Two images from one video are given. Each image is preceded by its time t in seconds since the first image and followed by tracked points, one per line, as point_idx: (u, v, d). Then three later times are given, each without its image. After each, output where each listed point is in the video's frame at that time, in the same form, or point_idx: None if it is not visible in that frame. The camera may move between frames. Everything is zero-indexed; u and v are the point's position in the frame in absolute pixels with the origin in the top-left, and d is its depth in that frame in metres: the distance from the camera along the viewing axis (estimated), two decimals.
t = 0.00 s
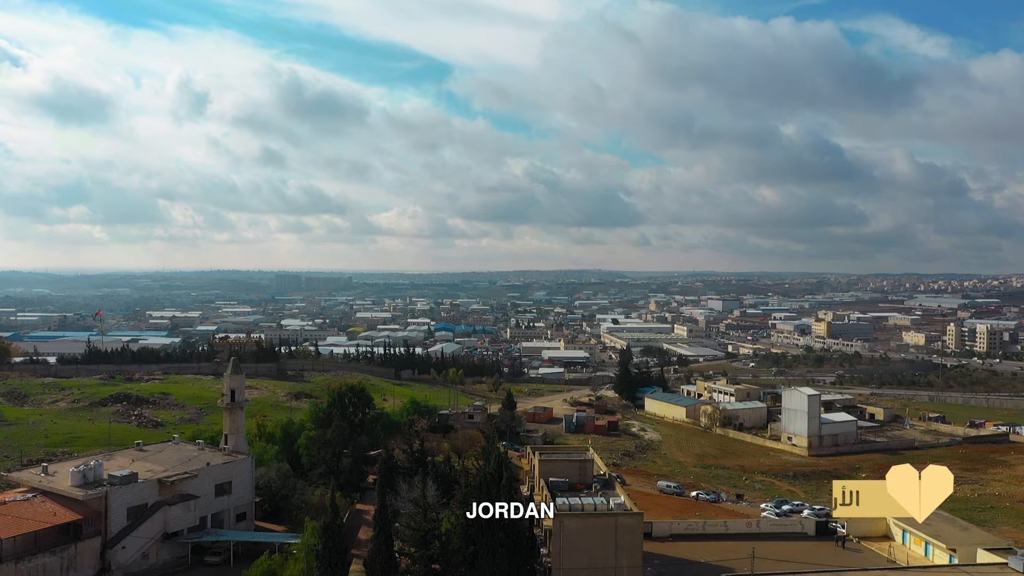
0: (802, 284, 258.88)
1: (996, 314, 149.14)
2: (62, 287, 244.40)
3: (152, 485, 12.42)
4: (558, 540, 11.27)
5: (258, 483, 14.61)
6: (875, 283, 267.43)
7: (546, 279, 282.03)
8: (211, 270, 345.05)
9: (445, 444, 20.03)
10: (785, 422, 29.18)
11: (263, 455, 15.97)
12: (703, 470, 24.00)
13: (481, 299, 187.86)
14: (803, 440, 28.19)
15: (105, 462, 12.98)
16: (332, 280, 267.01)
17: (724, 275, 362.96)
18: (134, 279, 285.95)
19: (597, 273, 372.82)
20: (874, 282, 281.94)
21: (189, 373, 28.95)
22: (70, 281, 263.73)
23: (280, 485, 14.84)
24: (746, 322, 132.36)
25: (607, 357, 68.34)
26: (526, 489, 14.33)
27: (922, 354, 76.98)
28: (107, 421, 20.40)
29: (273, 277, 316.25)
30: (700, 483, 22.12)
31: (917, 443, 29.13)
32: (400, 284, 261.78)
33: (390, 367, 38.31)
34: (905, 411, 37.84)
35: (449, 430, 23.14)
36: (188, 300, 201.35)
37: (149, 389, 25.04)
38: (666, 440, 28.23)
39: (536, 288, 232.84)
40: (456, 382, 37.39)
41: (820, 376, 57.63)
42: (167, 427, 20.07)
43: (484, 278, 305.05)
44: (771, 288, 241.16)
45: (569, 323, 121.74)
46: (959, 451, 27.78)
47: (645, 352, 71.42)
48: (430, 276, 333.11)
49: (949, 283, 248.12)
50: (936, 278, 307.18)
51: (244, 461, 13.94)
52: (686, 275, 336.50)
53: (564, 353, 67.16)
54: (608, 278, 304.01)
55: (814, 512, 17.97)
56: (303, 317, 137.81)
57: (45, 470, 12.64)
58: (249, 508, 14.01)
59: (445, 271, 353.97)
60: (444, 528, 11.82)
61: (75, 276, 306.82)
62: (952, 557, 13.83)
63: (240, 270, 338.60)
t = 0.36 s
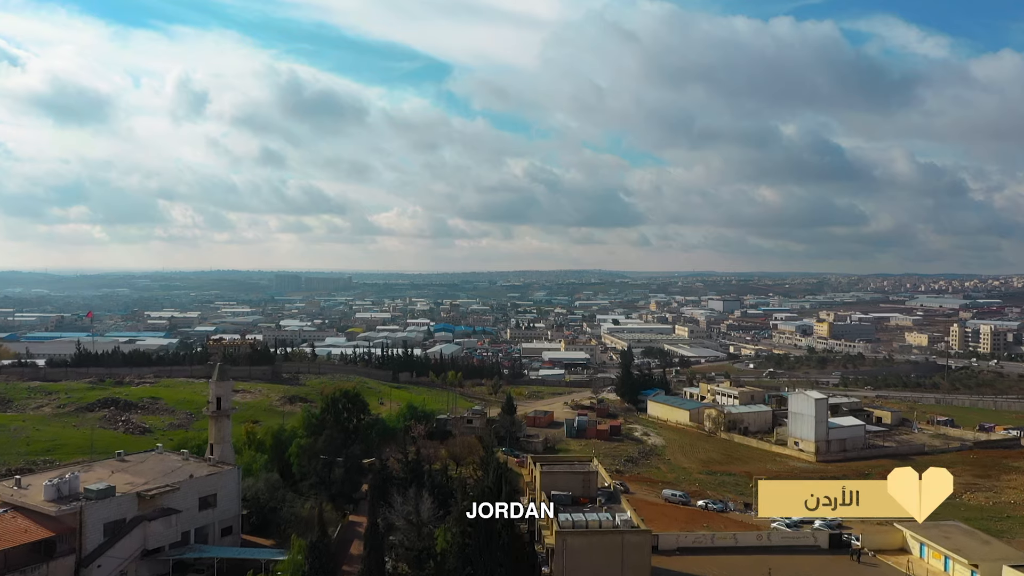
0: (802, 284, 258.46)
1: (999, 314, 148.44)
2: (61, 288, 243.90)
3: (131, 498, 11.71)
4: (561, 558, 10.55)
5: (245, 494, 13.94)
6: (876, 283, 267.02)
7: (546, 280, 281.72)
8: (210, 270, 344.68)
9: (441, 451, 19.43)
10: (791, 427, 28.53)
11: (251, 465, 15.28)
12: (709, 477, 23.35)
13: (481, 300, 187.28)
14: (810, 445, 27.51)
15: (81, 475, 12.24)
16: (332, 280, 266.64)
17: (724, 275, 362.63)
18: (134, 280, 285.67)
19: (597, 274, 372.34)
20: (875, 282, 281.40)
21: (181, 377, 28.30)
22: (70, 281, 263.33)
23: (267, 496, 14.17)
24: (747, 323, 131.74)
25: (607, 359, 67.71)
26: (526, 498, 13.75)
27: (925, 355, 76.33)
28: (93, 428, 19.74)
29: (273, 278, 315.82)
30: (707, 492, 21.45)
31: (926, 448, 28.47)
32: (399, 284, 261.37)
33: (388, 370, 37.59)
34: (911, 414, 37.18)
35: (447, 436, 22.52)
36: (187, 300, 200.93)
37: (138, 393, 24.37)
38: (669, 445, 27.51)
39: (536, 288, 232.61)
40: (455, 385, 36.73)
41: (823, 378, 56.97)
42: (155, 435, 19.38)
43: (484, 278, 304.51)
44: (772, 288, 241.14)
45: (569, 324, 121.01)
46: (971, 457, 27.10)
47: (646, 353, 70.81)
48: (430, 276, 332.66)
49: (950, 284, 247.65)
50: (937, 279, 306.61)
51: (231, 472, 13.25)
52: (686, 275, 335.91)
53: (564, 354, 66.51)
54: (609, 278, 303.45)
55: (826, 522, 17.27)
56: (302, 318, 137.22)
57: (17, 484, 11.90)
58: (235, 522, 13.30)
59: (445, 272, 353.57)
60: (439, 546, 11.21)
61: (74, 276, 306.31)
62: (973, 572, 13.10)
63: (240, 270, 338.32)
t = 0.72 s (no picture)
0: (803, 284, 257.82)
1: (1001, 315, 147.62)
2: (60, 287, 243.34)
3: (108, 513, 11.03)
4: None
5: (231, 506, 13.31)
6: (877, 283, 266.23)
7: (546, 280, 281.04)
8: (210, 270, 344.29)
9: (439, 458, 18.93)
10: (798, 431, 27.87)
11: (238, 475, 14.65)
12: (715, 484, 22.77)
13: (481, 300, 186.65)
14: (818, 450, 26.86)
15: (54, 490, 11.55)
16: (331, 279, 266.11)
17: (724, 275, 362.02)
18: (133, 279, 285.19)
19: (597, 274, 371.62)
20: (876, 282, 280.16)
21: (173, 380, 27.67)
22: (69, 280, 262.94)
23: (255, 508, 13.56)
24: (748, 323, 131.02)
25: (608, 360, 66.99)
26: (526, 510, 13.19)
27: (929, 356, 75.58)
28: (78, 434, 19.09)
29: (273, 277, 315.23)
30: (712, 500, 20.81)
31: (936, 453, 27.82)
32: (400, 284, 260.87)
33: (385, 372, 36.87)
34: (919, 417, 36.47)
35: (445, 442, 21.90)
36: (186, 300, 200.39)
37: (128, 397, 23.73)
38: (673, 450, 26.79)
39: (536, 288, 232.48)
40: (454, 388, 36.06)
41: (827, 380, 56.25)
42: (142, 442, 18.73)
43: (484, 278, 304.01)
44: (772, 288, 240.63)
45: (569, 324, 120.34)
46: (982, 463, 26.44)
47: (647, 354, 70.10)
48: (430, 276, 332.09)
49: (950, 284, 246.83)
50: (938, 279, 305.84)
51: (216, 484, 12.59)
52: (687, 275, 335.34)
53: (564, 355, 65.78)
54: (609, 278, 302.77)
55: (838, 534, 16.61)
56: (301, 318, 136.51)
57: None
58: (220, 537, 12.66)
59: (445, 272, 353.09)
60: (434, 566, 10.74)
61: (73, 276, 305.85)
62: None
63: (240, 270, 337.94)
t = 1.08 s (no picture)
0: (804, 284, 257.06)
1: (1003, 316, 146.95)
2: (60, 287, 242.88)
3: (82, 530, 10.31)
4: None
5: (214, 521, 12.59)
6: (878, 283, 265.69)
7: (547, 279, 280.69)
8: (210, 270, 343.90)
9: (436, 467, 18.32)
10: (805, 436, 27.17)
11: (225, 487, 13.94)
12: (721, 492, 22.12)
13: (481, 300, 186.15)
14: (825, 456, 26.15)
15: (24, 507, 10.81)
16: (332, 279, 265.68)
17: (725, 275, 361.59)
18: (133, 279, 284.82)
19: (598, 275, 371.05)
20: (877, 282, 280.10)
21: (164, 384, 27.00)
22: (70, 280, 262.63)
23: (241, 523, 12.86)
24: (749, 324, 130.34)
25: (609, 361, 66.25)
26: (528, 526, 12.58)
27: (933, 358, 74.80)
28: (61, 441, 18.41)
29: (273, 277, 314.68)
30: (719, 509, 20.08)
31: (947, 458, 27.11)
32: (400, 285, 260.28)
33: (382, 374, 36.13)
34: (927, 421, 35.74)
35: (443, 450, 21.21)
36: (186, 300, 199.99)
37: (116, 402, 23.04)
38: (678, 456, 26.08)
39: (537, 288, 230.96)
40: (452, 391, 35.36)
41: (831, 382, 55.52)
42: (127, 451, 18.04)
43: (484, 278, 303.57)
44: (774, 288, 240.15)
45: (570, 324, 119.79)
46: (994, 469, 25.72)
47: (649, 355, 69.37)
48: (430, 276, 331.64)
49: (952, 283, 246.37)
50: (939, 279, 305.51)
51: (198, 498, 11.88)
52: (687, 275, 334.85)
53: (565, 356, 65.07)
54: (609, 278, 302.13)
55: (851, 548, 15.86)
56: (300, 318, 135.84)
57: None
58: (203, 554, 11.94)
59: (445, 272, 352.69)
60: None
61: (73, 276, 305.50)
62: None
63: (240, 270, 337.58)
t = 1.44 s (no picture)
0: (804, 285, 256.18)
1: (1006, 316, 145.92)
2: (59, 288, 242.43)
3: (50, 552, 9.56)
4: None
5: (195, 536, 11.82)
6: (878, 285, 264.50)
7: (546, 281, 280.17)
8: (210, 270, 343.58)
9: (432, 476, 17.64)
10: (812, 442, 26.49)
11: (209, 500, 13.20)
12: (729, 500, 21.42)
13: (481, 300, 185.45)
14: (834, 462, 25.46)
15: None
16: (331, 280, 265.09)
17: (724, 275, 360.82)
18: (133, 280, 284.86)
19: (598, 275, 370.20)
20: (878, 283, 278.97)
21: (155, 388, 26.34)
22: (68, 282, 261.96)
23: (223, 538, 12.08)
24: (750, 324, 129.59)
25: (609, 362, 65.58)
26: (530, 541, 11.90)
27: (937, 359, 74.12)
28: (41, 449, 17.69)
29: (272, 278, 314.31)
30: (726, 519, 19.38)
31: (957, 464, 26.47)
32: (399, 285, 259.70)
33: (380, 377, 35.37)
34: (935, 425, 35.06)
35: (440, 457, 20.58)
36: (185, 300, 199.51)
37: (102, 407, 22.34)
38: (682, 462, 25.35)
39: (537, 289, 230.56)
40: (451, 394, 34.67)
41: (835, 384, 54.81)
42: (109, 460, 17.37)
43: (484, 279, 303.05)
44: (774, 289, 240.30)
45: (570, 325, 118.96)
46: (1007, 475, 25.06)
47: (650, 357, 68.75)
48: (430, 276, 330.83)
49: (952, 284, 245.16)
50: (939, 279, 304.42)
51: (179, 514, 11.16)
52: (687, 276, 334.30)
53: (565, 358, 64.43)
54: (609, 279, 301.48)
55: (867, 561, 15.17)
56: (298, 319, 135.11)
57: None
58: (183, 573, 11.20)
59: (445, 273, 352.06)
60: None
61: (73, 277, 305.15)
62: None
63: (240, 271, 337.50)
